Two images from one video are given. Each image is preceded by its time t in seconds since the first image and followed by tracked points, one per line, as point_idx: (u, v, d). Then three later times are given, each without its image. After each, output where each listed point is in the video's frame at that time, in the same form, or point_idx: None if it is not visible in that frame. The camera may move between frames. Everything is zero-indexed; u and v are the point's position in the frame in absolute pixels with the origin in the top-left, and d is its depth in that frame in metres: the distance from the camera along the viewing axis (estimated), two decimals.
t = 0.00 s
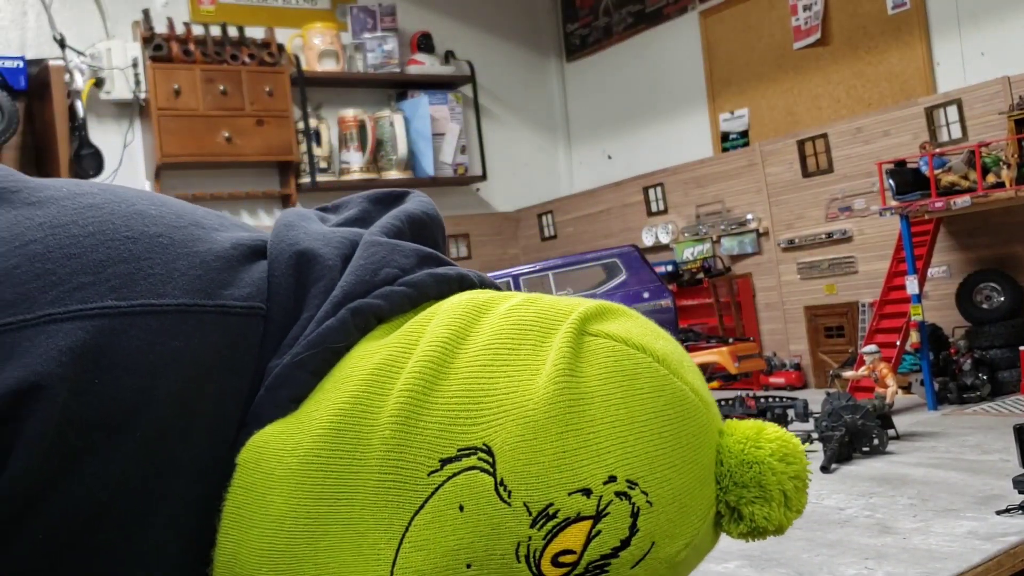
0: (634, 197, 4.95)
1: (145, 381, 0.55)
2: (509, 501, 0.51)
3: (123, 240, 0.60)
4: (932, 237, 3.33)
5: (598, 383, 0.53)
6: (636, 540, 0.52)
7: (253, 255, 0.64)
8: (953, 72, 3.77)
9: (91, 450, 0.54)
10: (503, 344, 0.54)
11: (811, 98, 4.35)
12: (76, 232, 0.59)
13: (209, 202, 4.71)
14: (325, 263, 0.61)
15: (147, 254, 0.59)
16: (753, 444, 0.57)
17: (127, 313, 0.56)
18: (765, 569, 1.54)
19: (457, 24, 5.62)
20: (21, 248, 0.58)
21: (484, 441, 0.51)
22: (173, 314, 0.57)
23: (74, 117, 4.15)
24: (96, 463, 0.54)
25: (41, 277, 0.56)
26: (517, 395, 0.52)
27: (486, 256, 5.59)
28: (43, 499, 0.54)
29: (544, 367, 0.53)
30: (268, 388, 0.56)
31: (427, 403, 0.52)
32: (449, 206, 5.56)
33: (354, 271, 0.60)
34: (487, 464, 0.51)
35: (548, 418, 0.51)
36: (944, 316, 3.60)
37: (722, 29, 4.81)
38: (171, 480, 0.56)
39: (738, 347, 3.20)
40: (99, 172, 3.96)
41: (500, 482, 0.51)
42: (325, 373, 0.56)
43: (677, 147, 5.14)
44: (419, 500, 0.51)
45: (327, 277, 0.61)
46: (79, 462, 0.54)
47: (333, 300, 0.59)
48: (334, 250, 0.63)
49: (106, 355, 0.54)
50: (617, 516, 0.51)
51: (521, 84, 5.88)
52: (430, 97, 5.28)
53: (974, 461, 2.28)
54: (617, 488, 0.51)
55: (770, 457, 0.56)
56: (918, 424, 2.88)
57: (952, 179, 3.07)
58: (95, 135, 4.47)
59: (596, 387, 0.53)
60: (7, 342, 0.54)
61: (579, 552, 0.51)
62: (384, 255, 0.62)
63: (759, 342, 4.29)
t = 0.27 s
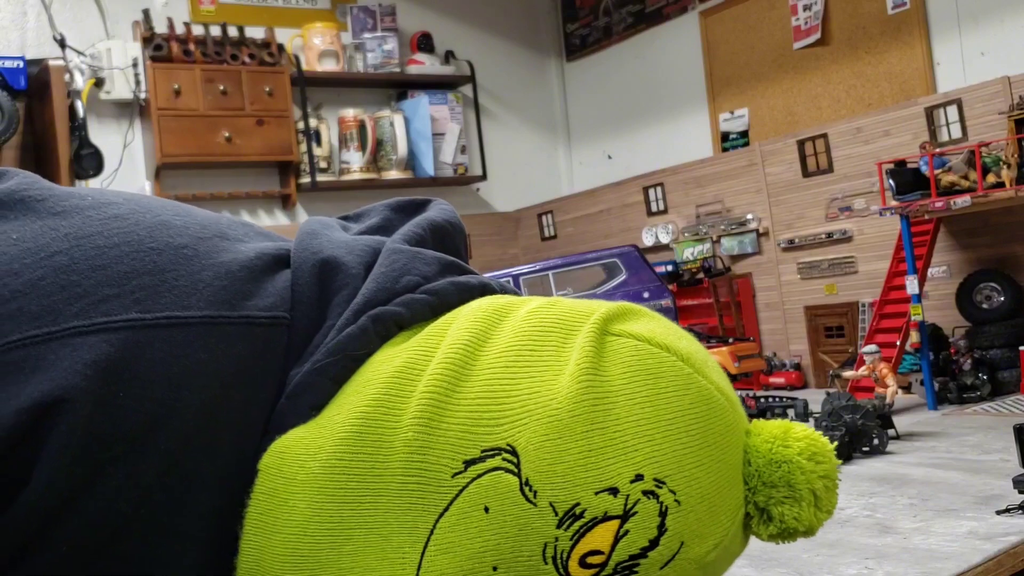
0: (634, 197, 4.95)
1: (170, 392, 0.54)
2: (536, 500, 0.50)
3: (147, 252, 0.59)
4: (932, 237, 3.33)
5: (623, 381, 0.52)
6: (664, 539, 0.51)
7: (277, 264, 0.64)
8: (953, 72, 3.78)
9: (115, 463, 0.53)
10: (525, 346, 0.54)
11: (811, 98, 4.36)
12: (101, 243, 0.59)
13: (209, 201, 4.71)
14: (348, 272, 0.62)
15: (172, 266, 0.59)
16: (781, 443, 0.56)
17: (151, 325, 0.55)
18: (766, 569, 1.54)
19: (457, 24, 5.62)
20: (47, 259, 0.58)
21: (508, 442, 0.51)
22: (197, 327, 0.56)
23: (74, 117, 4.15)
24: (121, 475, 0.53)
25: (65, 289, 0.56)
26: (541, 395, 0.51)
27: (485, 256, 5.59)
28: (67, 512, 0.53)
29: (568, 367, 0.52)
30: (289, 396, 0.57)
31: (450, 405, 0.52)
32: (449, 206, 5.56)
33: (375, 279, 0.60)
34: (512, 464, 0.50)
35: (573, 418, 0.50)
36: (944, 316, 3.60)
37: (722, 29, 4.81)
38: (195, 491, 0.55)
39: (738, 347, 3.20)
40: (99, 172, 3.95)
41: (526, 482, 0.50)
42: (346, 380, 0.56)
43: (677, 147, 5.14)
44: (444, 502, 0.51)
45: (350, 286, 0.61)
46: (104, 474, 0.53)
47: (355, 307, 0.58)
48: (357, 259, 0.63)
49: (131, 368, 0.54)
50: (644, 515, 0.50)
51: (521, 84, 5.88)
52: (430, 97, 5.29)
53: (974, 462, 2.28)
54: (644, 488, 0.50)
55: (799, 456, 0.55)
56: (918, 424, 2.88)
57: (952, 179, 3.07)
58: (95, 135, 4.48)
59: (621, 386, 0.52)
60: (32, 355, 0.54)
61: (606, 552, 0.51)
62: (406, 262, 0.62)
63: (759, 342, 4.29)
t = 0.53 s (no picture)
0: (634, 197, 4.94)
1: (181, 408, 0.54)
2: (549, 514, 0.49)
3: (158, 265, 0.59)
4: (932, 237, 3.33)
5: (635, 393, 0.51)
6: (680, 554, 0.50)
7: (287, 274, 0.64)
8: (953, 72, 3.78)
9: (125, 479, 0.53)
10: (536, 358, 0.53)
11: (811, 98, 4.36)
12: (111, 256, 0.59)
13: (209, 201, 4.71)
14: (359, 281, 0.61)
15: (182, 279, 0.58)
16: (796, 454, 0.55)
17: (161, 341, 0.55)
18: (766, 569, 1.54)
19: (457, 23, 5.62)
20: (57, 272, 0.58)
21: (520, 455, 0.50)
22: (208, 341, 0.56)
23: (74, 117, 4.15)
24: (131, 491, 0.53)
25: (76, 303, 0.56)
26: (553, 406, 0.50)
27: (485, 256, 5.59)
28: (79, 528, 0.53)
29: (580, 378, 0.51)
30: (299, 408, 0.56)
31: (460, 417, 0.51)
32: (448, 205, 5.56)
33: (385, 289, 0.60)
34: (524, 478, 0.49)
35: (586, 429, 0.49)
36: (944, 316, 3.60)
37: (722, 30, 4.80)
38: (205, 504, 0.55)
39: (738, 347, 3.20)
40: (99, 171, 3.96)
41: (538, 496, 0.49)
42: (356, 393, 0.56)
43: (677, 147, 5.14)
44: (455, 516, 0.50)
45: (360, 296, 0.61)
46: (114, 490, 0.53)
47: (365, 318, 0.58)
48: (367, 268, 0.62)
49: (141, 384, 0.54)
50: (658, 528, 0.49)
51: (521, 84, 5.88)
52: (429, 97, 5.28)
53: (974, 462, 2.28)
54: (659, 501, 0.49)
55: (813, 466, 0.54)
56: (918, 424, 2.88)
57: (952, 179, 3.07)
58: (95, 135, 4.48)
59: (633, 398, 0.51)
60: (41, 371, 0.54)
61: (621, 566, 0.49)
62: (416, 272, 0.61)
63: (759, 342, 4.29)
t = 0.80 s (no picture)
0: (634, 197, 4.94)
1: (166, 405, 0.55)
2: (534, 512, 0.50)
3: (144, 263, 0.60)
4: (932, 238, 3.33)
5: (620, 392, 0.52)
6: (664, 550, 0.51)
7: (276, 273, 0.65)
8: (953, 72, 3.78)
9: (111, 476, 0.54)
10: (524, 355, 0.54)
11: (811, 98, 4.36)
12: (98, 255, 0.60)
13: (209, 201, 4.71)
14: (348, 280, 0.62)
15: (169, 277, 0.59)
16: (783, 450, 0.56)
17: (147, 338, 0.56)
18: (766, 569, 1.54)
19: (457, 23, 5.62)
20: (44, 270, 0.59)
21: (506, 453, 0.51)
22: (192, 338, 0.57)
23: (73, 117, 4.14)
24: (117, 488, 0.55)
25: (62, 301, 0.57)
26: (539, 404, 0.51)
27: (485, 256, 5.58)
28: (67, 523, 0.55)
29: (566, 376, 0.52)
30: (287, 405, 0.58)
31: (447, 415, 0.52)
32: (449, 206, 5.56)
33: (372, 288, 0.61)
34: (510, 475, 0.50)
35: (571, 427, 0.50)
36: (944, 316, 3.60)
37: (722, 30, 4.80)
38: (192, 501, 0.56)
39: (738, 347, 3.19)
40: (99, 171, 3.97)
41: (523, 494, 0.50)
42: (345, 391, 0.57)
43: (677, 148, 5.14)
44: (443, 513, 0.51)
45: (349, 294, 0.62)
46: (100, 487, 0.55)
47: (352, 317, 0.59)
48: (357, 267, 0.63)
49: (127, 382, 0.55)
50: (642, 525, 0.50)
51: (521, 85, 5.88)
52: (430, 96, 5.28)
53: (974, 462, 2.28)
54: (642, 498, 0.50)
55: (800, 463, 0.55)
56: (918, 424, 2.88)
57: (951, 179, 3.07)
58: (96, 135, 4.48)
59: (619, 396, 0.52)
60: (28, 369, 0.55)
61: (605, 562, 0.51)
62: (404, 271, 0.62)
63: (759, 342, 4.30)
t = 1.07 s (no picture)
0: (633, 197, 4.95)
1: (141, 381, 0.55)
2: (507, 480, 0.48)
3: (116, 243, 0.60)
4: (931, 238, 3.35)
5: (594, 357, 0.50)
6: (639, 516, 0.48)
7: (251, 254, 0.64)
8: (952, 72, 3.79)
9: (85, 454, 0.54)
10: (497, 326, 0.52)
11: (809, 98, 4.37)
12: (71, 236, 0.60)
13: (210, 202, 4.73)
14: (323, 260, 0.61)
15: (141, 256, 0.59)
16: (757, 416, 0.52)
17: (119, 315, 0.56)
18: (764, 568, 1.55)
19: (458, 24, 5.63)
20: (16, 252, 0.59)
21: (479, 422, 0.49)
22: (165, 315, 0.57)
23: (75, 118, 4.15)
24: (92, 466, 0.54)
25: (34, 280, 0.57)
26: (511, 372, 0.50)
27: (485, 256, 5.60)
28: (42, 502, 0.54)
29: (539, 344, 0.51)
30: (262, 384, 0.57)
31: (421, 387, 0.51)
32: (449, 206, 5.58)
33: (348, 266, 0.60)
34: (483, 444, 0.49)
35: (543, 393, 0.49)
36: (943, 316, 3.61)
37: (722, 30, 4.82)
38: (167, 481, 0.55)
39: (737, 348, 3.20)
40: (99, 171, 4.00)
41: (496, 461, 0.48)
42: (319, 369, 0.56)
43: (676, 148, 5.15)
44: (417, 485, 0.49)
45: (325, 273, 0.61)
46: (75, 466, 0.54)
47: (327, 294, 0.58)
48: (332, 247, 0.63)
49: (100, 358, 0.54)
50: (616, 490, 0.48)
51: (521, 85, 5.90)
52: (430, 97, 5.30)
53: (972, 461, 2.29)
54: (616, 463, 0.48)
55: (774, 428, 0.52)
56: (916, 424, 2.89)
57: (950, 179, 3.08)
58: (96, 135, 4.48)
59: (593, 361, 0.50)
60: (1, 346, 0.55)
61: (580, 529, 0.48)
62: (380, 249, 0.62)
63: (758, 342, 4.31)
